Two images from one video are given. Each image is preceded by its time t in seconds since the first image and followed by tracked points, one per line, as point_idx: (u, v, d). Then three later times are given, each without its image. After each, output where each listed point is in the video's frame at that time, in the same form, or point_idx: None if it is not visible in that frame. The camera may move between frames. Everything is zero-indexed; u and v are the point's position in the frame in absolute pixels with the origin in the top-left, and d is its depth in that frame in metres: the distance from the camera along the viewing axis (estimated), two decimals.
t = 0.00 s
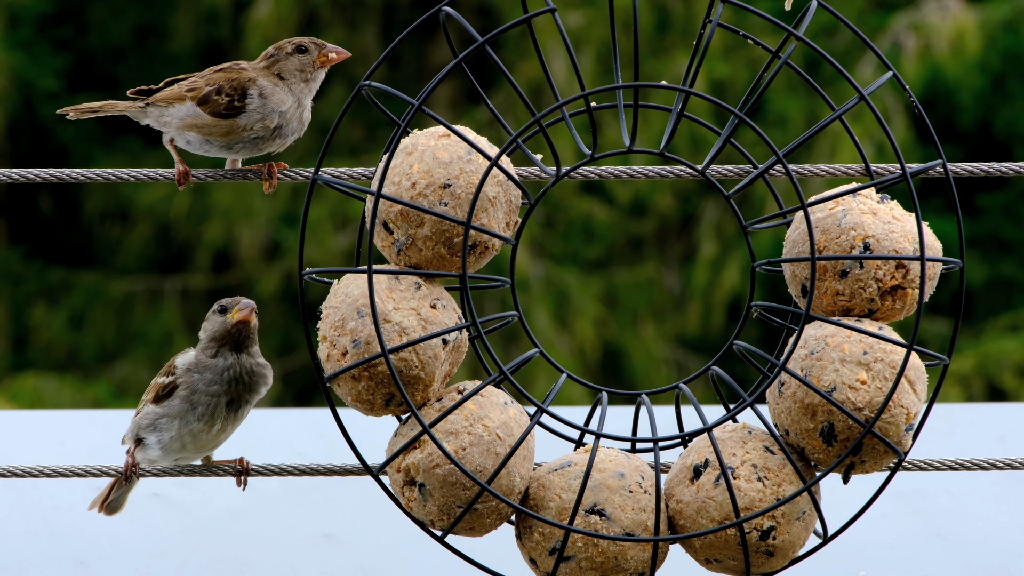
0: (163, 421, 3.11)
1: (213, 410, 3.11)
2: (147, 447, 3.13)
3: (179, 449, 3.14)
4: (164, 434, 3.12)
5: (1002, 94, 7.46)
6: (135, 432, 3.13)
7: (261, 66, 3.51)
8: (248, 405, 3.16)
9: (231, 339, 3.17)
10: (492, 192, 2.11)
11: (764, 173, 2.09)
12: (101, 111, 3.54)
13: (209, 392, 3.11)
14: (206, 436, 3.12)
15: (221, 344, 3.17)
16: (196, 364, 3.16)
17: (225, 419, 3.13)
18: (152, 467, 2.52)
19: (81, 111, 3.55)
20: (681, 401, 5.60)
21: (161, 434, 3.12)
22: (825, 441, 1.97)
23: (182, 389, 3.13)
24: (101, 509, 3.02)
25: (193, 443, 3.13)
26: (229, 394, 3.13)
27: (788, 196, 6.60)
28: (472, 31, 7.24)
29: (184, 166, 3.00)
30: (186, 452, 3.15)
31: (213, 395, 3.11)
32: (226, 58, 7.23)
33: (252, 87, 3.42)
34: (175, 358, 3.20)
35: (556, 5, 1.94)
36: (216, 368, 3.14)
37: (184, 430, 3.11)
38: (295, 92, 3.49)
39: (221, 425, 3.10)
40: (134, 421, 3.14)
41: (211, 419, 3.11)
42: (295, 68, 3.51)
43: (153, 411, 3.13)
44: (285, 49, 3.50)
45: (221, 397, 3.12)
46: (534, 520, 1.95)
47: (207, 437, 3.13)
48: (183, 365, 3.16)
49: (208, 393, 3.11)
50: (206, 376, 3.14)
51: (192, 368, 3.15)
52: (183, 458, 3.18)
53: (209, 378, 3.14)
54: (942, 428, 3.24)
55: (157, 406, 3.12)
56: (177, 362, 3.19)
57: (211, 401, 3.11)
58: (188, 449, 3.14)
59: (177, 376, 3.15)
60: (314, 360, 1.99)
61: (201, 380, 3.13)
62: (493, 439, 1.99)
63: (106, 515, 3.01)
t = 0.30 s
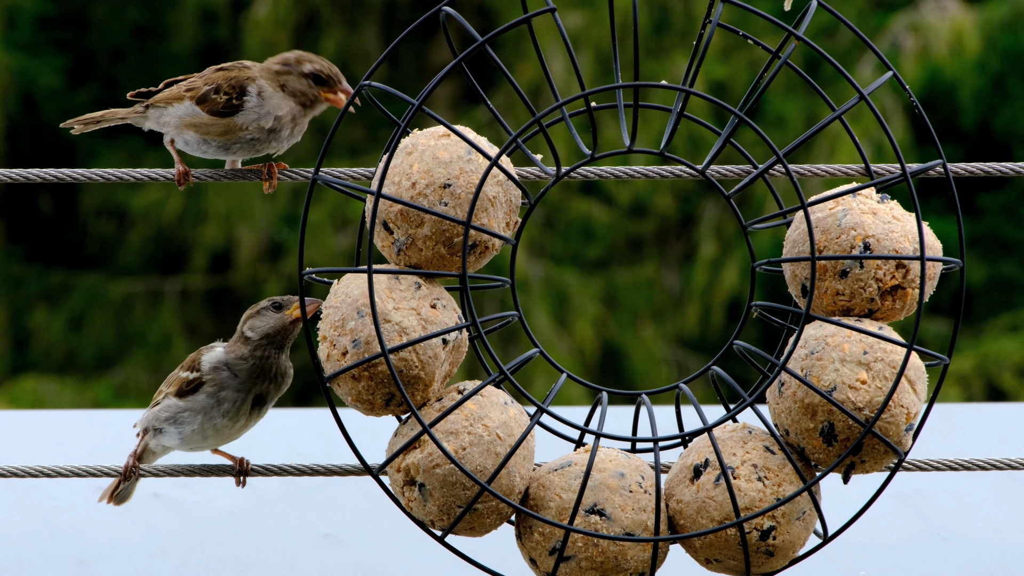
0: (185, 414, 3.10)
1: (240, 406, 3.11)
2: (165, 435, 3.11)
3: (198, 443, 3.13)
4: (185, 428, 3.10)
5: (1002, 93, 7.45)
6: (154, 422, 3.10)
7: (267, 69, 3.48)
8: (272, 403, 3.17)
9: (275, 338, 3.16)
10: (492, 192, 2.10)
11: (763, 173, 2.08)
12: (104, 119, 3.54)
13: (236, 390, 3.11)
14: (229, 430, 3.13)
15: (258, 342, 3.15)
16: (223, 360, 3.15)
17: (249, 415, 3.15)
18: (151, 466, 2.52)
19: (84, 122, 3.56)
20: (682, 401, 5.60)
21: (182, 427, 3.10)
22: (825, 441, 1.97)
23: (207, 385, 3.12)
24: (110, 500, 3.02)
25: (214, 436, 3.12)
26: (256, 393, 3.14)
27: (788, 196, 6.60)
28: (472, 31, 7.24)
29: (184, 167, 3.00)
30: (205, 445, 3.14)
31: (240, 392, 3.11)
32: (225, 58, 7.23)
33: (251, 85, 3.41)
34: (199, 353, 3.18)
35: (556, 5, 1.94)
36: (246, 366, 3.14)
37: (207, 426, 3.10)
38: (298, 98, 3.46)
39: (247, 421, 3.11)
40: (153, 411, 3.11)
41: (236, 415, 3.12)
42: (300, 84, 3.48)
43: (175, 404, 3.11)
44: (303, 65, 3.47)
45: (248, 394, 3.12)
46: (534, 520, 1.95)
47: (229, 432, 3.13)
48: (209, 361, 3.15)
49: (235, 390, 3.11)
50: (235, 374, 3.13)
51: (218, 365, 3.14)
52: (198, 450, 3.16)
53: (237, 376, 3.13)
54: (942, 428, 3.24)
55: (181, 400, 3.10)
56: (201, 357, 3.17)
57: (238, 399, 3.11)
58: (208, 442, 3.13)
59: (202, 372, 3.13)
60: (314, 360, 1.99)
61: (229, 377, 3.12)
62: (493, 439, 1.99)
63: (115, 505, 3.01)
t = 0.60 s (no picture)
0: (183, 415, 3.10)
1: (236, 405, 3.12)
2: (163, 435, 3.11)
3: (197, 443, 3.13)
4: (184, 427, 3.10)
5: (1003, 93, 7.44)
6: (150, 423, 3.10)
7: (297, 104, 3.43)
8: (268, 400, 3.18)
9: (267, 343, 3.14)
10: (493, 192, 2.10)
11: (764, 173, 2.08)
12: (131, 113, 3.55)
13: (232, 389, 3.12)
14: (227, 429, 3.12)
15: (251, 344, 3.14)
16: (218, 361, 3.16)
17: (245, 414, 3.15)
18: (151, 466, 2.52)
19: (112, 118, 3.56)
20: (681, 402, 5.60)
21: (179, 426, 3.10)
22: (825, 440, 1.97)
23: (204, 385, 3.13)
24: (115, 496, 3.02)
25: (213, 435, 3.13)
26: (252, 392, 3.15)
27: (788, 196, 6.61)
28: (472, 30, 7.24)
29: (185, 167, 3.00)
30: (204, 442, 3.14)
31: (236, 391, 3.12)
32: (225, 58, 7.24)
33: (281, 111, 3.36)
34: (194, 353, 3.19)
35: (556, 4, 1.93)
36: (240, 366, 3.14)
37: (206, 424, 3.10)
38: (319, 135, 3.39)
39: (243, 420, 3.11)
40: (149, 412, 3.11)
41: (233, 414, 3.12)
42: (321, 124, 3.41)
43: (172, 405, 3.12)
44: (325, 104, 3.43)
45: (244, 394, 3.13)
46: (534, 519, 1.95)
47: (228, 430, 3.14)
48: (204, 362, 3.15)
49: (230, 390, 3.12)
50: (230, 373, 3.14)
51: (214, 366, 3.15)
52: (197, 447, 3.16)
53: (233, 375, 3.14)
54: (942, 428, 3.24)
55: (176, 401, 3.10)
56: (197, 358, 3.18)
57: (235, 397, 3.12)
58: (207, 440, 3.13)
59: (198, 372, 3.14)
60: (314, 360, 1.99)
61: (225, 378, 3.13)
62: (493, 439, 1.99)
63: (121, 502, 3.00)
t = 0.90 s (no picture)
0: (182, 418, 3.10)
1: (236, 411, 3.11)
2: (160, 439, 3.11)
3: (194, 448, 3.13)
4: (181, 431, 3.10)
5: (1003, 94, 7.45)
6: (148, 425, 3.10)
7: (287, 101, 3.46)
8: (268, 408, 3.17)
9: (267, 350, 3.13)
10: (492, 192, 2.10)
11: (763, 173, 2.08)
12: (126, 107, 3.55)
13: (232, 395, 3.11)
14: (225, 434, 3.12)
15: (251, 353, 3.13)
16: (219, 367, 3.16)
17: (244, 420, 3.14)
18: (152, 466, 2.52)
19: (106, 110, 3.55)
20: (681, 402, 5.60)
21: (177, 430, 3.10)
22: (825, 440, 1.97)
23: (204, 390, 3.13)
24: (106, 503, 3.01)
25: (210, 441, 3.13)
26: (253, 400, 3.13)
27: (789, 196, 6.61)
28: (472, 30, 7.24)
29: (184, 167, 3.00)
30: (201, 448, 3.13)
31: (236, 397, 3.11)
32: (225, 58, 7.24)
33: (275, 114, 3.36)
34: (196, 358, 3.20)
35: (556, 5, 1.93)
36: (241, 373, 3.14)
37: (204, 429, 3.10)
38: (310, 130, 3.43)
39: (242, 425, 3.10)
40: (148, 414, 3.12)
41: (232, 419, 3.11)
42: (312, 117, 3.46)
43: (171, 408, 3.12)
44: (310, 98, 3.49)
45: (244, 400, 3.12)
46: (534, 520, 1.95)
47: (226, 437, 3.12)
48: (205, 367, 3.15)
49: (231, 396, 3.11)
50: (231, 379, 3.14)
51: (215, 372, 3.15)
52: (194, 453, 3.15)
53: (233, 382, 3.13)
54: (942, 428, 3.24)
55: (176, 404, 3.10)
56: (198, 363, 3.18)
57: (235, 404, 3.11)
58: (204, 446, 3.13)
59: (199, 377, 3.15)
60: (314, 360, 1.99)
61: (226, 383, 3.13)
62: (492, 439, 1.99)
63: (113, 510, 2.99)
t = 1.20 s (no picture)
0: (188, 416, 3.10)
1: (243, 405, 3.14)
2: (165, 437, 3.10)
3: (199, 446, 3.13)
4: (187, 429, 3.10)
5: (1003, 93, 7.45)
6: (153, 424, 3.09)
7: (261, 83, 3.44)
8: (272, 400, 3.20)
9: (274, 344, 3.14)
10: (493, 192, 2.10)
11: (764, 173, 2.08)
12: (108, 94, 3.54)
13: (239, 389, 3.13)
14: (233, 430, 3.14)
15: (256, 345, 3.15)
16: (225, 362, 3.16)
17: (250, 413, 3.17)
18: (152, 466, 2.52)
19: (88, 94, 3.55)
20: (681, 401, 5.60)
21: (184, 428, 3.10)
22: (825, 440, 1.97)
23: (210, 386, 3.13)
24: (105, 496, 3.03)
25: (217, 437, 3.14)
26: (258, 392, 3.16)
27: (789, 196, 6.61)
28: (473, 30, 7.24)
29: (184, 166, 3.00)
30: (206, 445, 3.14)
31: (243, 391, 3.13)
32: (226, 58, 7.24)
33: (250, 97, 3.38)
34: (200, 354, 3.19)
35: (556, 4, 1.93)
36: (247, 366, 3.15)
37: (211, 426, 3.11)
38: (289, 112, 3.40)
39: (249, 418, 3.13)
40: (152, 413, 3.11)
41: (239, 413, 3.14)
42: (289, 97, 3.42)
43: (177, 406, 3.11)
44: (287, 74, 3.41)
45: (250, 394, 3.15)
46: (534, 520, 1.95)
47: (232, 431, 3.14)
48: (210, 362, 3.15)
49: (237, 390, 3.13)
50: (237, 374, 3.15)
51: (220, 366, 3.15)
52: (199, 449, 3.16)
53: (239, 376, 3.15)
54: (941, 428, 3.24)
55: (182, 402, 3.10)
56: (203, 359, 3.18)
57: (241, 397, 3.14)
58: (210, 442, 3.14)
59: (205, 373, 3.14)
60: (314, 360, 1.99)
61: (232, 379, 3.14)
62: (493, 439, 1.99)
63: (113, 502, 3.02)
